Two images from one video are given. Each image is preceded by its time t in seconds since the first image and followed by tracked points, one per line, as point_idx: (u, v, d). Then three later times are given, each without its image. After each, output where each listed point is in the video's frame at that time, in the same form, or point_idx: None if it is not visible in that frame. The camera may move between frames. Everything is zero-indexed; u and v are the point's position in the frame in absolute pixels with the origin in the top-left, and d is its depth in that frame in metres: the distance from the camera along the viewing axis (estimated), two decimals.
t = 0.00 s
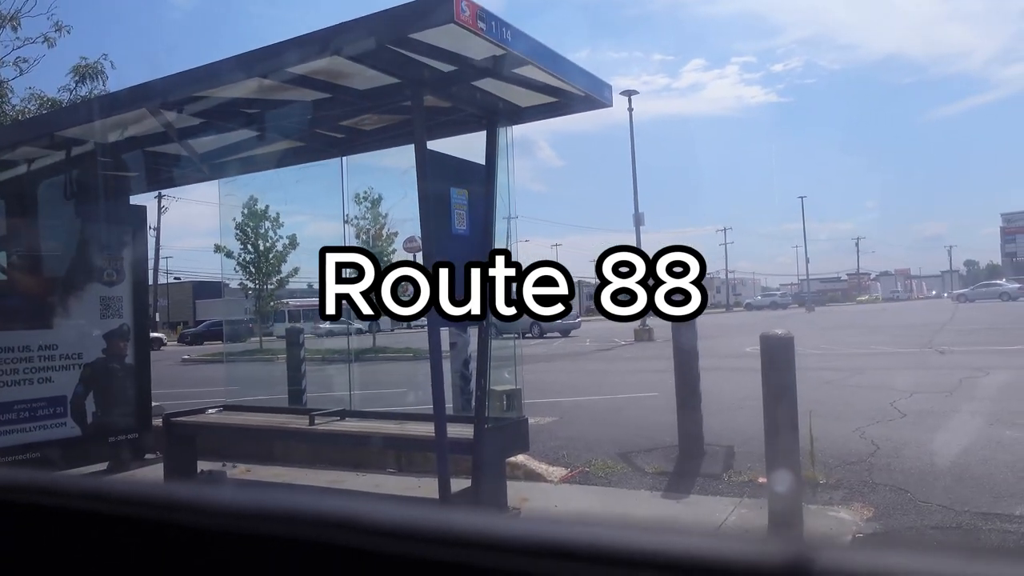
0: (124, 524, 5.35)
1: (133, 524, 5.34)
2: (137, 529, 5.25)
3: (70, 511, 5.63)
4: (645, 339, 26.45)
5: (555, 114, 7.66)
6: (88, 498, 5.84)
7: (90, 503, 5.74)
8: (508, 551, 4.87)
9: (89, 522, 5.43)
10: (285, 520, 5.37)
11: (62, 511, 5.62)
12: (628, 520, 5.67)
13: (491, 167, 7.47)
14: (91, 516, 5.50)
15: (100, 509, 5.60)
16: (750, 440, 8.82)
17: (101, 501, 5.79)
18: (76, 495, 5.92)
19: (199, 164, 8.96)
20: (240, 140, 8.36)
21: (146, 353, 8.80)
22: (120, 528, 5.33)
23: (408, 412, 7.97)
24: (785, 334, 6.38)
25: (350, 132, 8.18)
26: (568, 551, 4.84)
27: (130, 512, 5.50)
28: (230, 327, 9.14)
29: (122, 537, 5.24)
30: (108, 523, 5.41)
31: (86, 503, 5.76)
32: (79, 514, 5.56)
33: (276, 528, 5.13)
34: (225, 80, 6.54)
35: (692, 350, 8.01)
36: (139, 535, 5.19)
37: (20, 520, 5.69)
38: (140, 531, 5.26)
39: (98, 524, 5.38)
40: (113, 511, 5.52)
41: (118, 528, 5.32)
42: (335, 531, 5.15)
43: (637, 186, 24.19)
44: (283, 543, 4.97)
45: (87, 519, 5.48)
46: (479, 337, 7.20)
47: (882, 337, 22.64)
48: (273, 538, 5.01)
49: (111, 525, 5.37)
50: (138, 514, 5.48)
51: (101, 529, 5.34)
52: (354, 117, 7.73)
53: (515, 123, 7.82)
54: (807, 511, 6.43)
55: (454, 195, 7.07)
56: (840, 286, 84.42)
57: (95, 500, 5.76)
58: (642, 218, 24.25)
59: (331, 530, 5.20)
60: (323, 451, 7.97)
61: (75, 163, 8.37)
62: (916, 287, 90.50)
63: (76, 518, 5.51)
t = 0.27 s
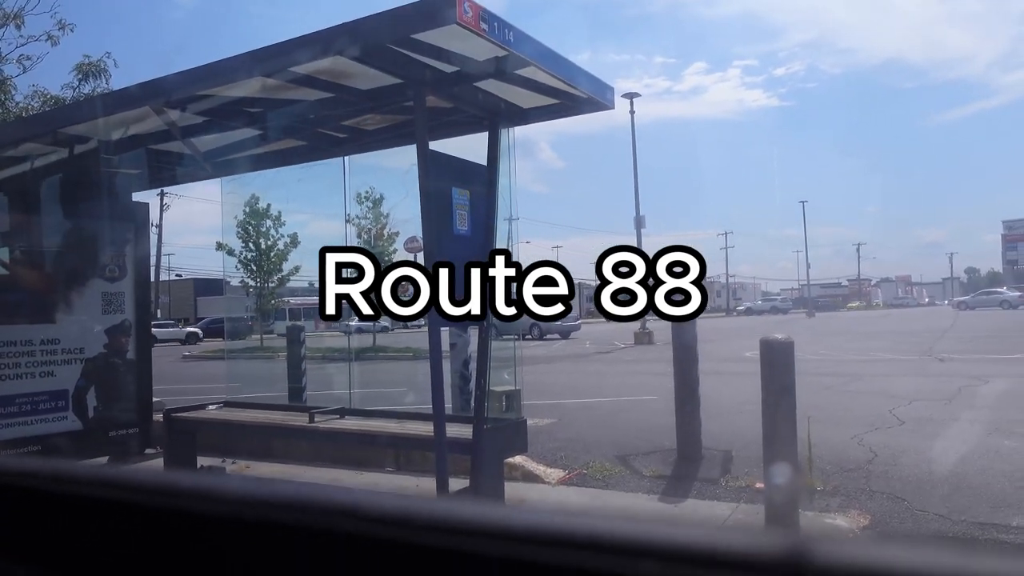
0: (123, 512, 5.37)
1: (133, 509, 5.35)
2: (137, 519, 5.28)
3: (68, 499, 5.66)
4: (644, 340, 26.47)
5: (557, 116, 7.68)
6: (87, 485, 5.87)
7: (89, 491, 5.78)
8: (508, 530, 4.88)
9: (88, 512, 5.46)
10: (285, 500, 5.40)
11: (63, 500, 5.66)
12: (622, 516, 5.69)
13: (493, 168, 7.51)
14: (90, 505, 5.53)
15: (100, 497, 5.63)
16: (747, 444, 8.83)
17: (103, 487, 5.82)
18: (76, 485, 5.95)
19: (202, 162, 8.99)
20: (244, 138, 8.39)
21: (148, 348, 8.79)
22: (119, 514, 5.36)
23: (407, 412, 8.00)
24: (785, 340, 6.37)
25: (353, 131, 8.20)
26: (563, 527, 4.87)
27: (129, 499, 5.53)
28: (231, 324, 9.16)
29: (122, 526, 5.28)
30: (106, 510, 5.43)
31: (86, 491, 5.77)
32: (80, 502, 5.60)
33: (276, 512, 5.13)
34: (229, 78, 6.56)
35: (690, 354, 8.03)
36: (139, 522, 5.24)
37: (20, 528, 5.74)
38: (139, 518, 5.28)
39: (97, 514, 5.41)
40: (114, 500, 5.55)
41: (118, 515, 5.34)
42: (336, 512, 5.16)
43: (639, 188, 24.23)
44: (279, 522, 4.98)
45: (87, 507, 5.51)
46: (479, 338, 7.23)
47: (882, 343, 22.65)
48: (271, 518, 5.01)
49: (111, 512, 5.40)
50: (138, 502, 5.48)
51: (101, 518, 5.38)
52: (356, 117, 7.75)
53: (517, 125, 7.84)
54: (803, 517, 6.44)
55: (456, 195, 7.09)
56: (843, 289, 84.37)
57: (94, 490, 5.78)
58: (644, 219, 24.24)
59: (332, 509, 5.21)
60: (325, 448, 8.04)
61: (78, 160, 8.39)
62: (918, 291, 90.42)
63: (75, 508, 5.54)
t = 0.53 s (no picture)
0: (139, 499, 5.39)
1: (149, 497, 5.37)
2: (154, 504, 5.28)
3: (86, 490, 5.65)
4: (656, 328, 26.45)
5: (567, 101, 7.66)
6: (104, 477, 5.92)
7: (107, 480, 5.77)
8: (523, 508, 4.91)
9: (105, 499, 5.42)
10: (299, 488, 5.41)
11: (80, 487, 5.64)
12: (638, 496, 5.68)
13: (503, 156, 7.44)
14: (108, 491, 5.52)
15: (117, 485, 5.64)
16: (762, 425, 8.82)
17: (119, 476, 5.86)
18: (93, 474, 5.97)
19: (213, 151, 9.02)
20: (255, 127, 8.40)
21: (163, 338, 8.86)
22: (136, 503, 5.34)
23: (421, 398, 8.01)
24: (800, 322, 6.34)
25: (363, 119, 8.21)
26: (577, 511, 4.87)
27: (147, 487, 5.54)
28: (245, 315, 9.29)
29: (139, 513, 5.25)
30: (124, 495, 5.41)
31: (103, 479, 5.79)
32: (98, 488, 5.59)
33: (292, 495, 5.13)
34: (240, 68, 6.59)
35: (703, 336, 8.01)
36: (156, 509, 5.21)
37: (31, 530, 5.55)
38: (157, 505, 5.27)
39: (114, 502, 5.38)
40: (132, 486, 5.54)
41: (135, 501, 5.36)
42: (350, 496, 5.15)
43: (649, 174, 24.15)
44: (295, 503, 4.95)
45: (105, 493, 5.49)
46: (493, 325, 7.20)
47: (895, 327, 22.57)
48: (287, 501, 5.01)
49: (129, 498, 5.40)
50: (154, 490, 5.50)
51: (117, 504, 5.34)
52: (367, 104, 7.75)
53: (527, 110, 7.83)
54: (819, 497, 6.44)
55: (466, 183, 7.10)
56: (854, 279, 84.02)
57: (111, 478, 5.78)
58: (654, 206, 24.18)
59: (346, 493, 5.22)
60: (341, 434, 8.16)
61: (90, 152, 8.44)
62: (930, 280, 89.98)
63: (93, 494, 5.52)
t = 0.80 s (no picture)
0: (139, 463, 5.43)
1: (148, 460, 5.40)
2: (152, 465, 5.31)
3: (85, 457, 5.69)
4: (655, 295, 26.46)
5: (567, 67, 7.58)
6: (103, 443, 5.96)
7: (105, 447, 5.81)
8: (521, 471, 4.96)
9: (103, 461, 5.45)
10: (297, 455, 5.46)
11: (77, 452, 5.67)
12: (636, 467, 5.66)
13: (505, 120, 7.25)
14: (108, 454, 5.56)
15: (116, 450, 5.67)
16: (758, 395, 8.85)
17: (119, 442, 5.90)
18: (92, 441, 6.01)
19: (210, 116, 8.96)
20: (252, 91, 8.33)
21: (161, 305, 8.96)
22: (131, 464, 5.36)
23: (420, 365, 8.01)
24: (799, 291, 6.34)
25: (361, 84, 8.13)
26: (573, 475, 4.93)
27: (146, 453, 5.58)
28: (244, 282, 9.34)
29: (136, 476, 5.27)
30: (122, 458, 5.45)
31: (101, 446, 5.83)
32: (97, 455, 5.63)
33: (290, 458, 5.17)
34: (236, 30, 6.52)
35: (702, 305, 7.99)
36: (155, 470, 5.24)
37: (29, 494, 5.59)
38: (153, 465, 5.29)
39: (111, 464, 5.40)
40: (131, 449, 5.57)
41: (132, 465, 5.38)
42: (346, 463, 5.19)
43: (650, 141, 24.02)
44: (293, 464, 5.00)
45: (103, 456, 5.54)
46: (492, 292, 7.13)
47: (896, 296, 22.57)
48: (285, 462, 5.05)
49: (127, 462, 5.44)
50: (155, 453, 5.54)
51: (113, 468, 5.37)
52: (364, 68, 7.67)
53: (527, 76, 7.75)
54: (813, 465, 6.49)
55: (467, 147, 6.93)
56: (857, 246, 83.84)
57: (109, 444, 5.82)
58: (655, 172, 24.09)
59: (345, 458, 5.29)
60: (339, 400, 8.09)
61: (86, 116, 8.36)
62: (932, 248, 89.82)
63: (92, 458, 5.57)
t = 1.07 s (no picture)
0: (137, 455, 5.43)
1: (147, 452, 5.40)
2: (151, 459, 5.33)
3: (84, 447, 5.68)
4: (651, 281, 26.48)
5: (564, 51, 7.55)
6: (101, 432, 5.95)
7: (103, 438, 5.81)
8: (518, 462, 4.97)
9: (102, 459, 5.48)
10: (295, 444, 5.48)
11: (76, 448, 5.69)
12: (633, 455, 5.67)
13: (501, 106, 7.20)
14: (105, 449, 5.58)
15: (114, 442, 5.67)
16: (754, 379, 8.87)
17: (116, 433, 5.90)
18: (89, 431, 6.00)
19: (205, 101, 8.91)
20: (247, 76, 8.28)
21: (158, 292, 8.88)
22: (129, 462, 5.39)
23: (417, 351, 8.00)
24: (795, 276, 6.32)
25: (356, 69, 8.09)
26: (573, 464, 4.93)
27: (144, 444, 5.58)
28: (239, 267, 9.21)
29: (134, 470, 5.29)
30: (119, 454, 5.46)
31: (98, 437, 5.80)
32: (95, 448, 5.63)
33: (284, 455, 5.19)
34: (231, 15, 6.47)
35: (698, 290, 7.98)
36: (152, 466, 5.26)
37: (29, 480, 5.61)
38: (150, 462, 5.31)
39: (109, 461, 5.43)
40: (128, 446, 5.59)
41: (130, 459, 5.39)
42: (343, 453, 5.20)
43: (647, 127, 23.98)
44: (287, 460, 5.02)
45: (102, 452, 5.55)
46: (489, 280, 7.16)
47: (891, 280, 22.62)
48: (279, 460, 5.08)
49: (126, 455, 5.45)
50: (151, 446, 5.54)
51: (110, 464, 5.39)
52: (360, 53, 7.63)
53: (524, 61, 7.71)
54: (809, 449, 6.51)
55: (463, 133, 6.89)
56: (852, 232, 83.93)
57: (107, 438, 5.82)
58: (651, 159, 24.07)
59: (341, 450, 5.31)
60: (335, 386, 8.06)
61: (80, 103, 8.35)
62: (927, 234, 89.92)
63: (91, 451, 5.58)
